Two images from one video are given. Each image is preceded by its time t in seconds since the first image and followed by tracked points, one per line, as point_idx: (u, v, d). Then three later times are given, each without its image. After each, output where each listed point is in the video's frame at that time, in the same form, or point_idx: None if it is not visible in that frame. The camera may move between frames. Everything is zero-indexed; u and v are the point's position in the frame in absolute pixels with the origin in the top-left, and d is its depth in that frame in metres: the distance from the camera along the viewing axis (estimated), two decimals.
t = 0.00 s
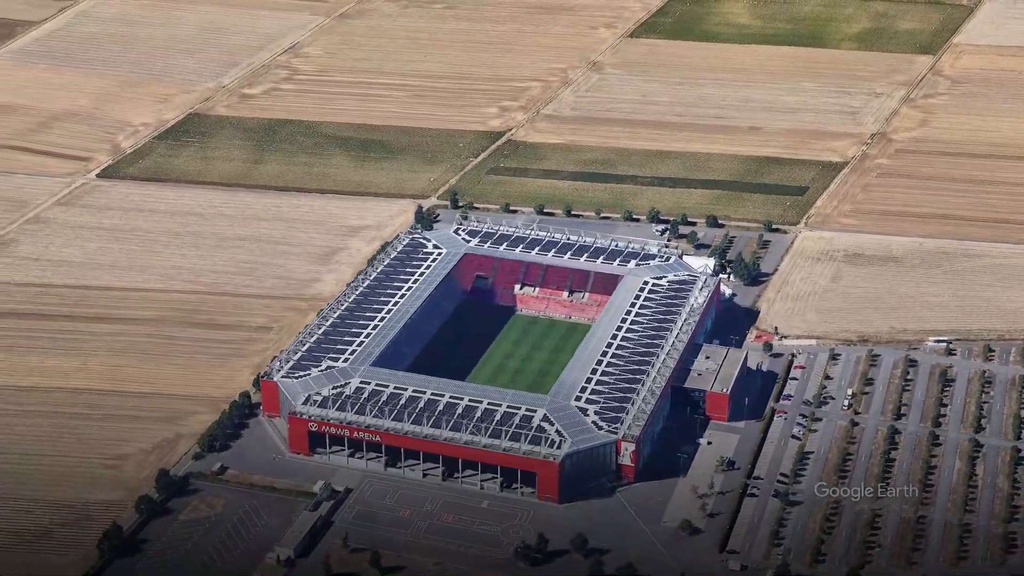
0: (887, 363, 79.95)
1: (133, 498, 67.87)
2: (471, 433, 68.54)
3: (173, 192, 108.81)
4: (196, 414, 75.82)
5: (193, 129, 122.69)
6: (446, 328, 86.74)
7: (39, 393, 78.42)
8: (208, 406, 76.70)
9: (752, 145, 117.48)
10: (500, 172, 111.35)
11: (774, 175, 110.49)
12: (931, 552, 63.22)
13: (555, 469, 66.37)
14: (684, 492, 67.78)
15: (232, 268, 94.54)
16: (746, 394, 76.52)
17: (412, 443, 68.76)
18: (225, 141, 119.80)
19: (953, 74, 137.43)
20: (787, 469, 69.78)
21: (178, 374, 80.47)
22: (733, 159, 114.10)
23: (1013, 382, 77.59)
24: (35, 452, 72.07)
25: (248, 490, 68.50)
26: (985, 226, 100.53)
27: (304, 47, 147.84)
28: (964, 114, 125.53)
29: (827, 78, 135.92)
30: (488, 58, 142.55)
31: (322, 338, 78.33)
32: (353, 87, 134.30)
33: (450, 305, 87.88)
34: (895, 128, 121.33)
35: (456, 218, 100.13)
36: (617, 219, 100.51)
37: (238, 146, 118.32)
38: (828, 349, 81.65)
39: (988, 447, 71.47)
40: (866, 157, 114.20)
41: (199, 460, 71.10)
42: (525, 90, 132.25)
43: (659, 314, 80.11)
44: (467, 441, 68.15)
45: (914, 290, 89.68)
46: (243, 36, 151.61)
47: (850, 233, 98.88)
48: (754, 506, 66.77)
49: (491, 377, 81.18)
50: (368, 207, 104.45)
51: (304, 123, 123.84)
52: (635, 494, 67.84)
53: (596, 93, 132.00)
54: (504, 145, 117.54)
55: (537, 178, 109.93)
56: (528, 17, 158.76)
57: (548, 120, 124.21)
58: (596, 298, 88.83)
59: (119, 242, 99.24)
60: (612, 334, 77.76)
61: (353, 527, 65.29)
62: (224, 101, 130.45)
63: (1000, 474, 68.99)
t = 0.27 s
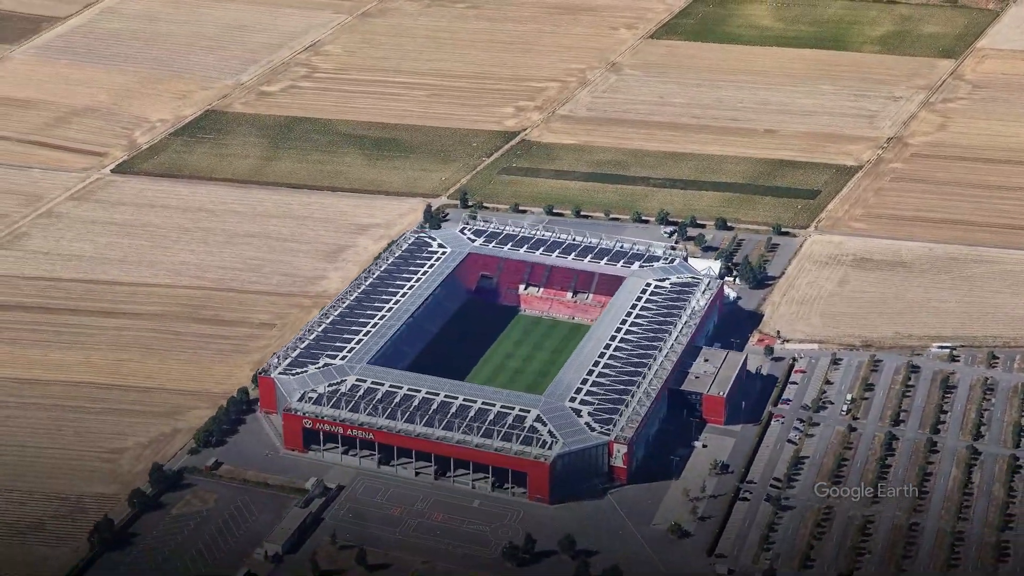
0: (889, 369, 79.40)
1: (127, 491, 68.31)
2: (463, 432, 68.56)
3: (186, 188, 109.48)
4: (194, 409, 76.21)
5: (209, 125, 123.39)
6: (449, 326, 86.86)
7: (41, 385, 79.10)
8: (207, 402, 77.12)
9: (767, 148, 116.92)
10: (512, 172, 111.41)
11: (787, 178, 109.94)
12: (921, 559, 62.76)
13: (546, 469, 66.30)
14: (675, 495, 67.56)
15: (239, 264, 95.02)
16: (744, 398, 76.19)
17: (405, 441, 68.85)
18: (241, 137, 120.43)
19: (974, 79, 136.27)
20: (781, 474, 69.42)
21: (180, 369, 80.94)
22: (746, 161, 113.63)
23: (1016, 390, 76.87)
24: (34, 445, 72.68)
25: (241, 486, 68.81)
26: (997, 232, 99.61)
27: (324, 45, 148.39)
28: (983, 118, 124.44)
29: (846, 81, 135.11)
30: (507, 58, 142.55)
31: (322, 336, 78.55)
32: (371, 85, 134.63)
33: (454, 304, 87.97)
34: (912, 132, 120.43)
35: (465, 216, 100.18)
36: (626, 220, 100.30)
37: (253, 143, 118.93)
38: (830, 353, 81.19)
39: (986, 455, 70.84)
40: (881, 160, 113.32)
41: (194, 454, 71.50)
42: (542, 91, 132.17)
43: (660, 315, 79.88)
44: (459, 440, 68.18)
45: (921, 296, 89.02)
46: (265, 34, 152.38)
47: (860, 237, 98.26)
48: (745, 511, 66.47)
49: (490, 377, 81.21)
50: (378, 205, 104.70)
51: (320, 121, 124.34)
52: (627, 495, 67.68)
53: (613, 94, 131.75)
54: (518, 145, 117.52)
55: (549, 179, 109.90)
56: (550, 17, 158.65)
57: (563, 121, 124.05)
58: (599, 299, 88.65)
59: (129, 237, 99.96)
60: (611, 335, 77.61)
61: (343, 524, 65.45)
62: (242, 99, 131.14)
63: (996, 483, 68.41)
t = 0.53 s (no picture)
0: (890, 374, 78.84)
1: (121, 484, 68.72)
2: (456, 432, 68.58)
3: (198, 184, 110.10)
4: (193, 404, 76.59)
5: (225, 122, 124.04)
6: (451, 325, 86.93)
7: (44, 378, 79.74)
8: (206, 397, 77.51)
9: (781, 150, 116.32)
10: (524, 171, 111.39)
11: (800, 181, 109.35)
12: (910, 568, 62.34)
13: (537, 470, 66.22)
14: (667, 498, 67.34)
15: (247, 260, 95.45)
16: (742, 402, 75.84)
17: (397, 439, 68.94)
18: (256, 134, 121.01)
19: (995, 83, 135.05)
20: (774, 478, 69.07)
21: (181, 363, 81.39)
22: (760, 164, 113.13)
23: (1017, 398, 76.17)
24: (32, 438, 73.27)
25: (235, 482, 69.13)
26: (1009, 238, 98.63)
27: (344, 44, 148.86)
28: (1002, 123, 123.30)
29: (866, 84, 134.21)
30: (526, 58, 142.51)
31: (322, 334, 78.80)
32: (388, 84, 134.90)
33: (457, 303, 88.05)
34: (929, 137, 119.51)
35: (473, 216, 100.24)
36: (635, 222, 100.09)
37: (268, 140, 119.50)
38: (831, 358, 80.73)
39: (983, 463, 70.24)
40: (896, 165, 112.55)
41: (190, 450, 71.91)
42: (559, 91, 132.03)
43: (660, 317, 79.62)
44: (451, 439, 68.21)
45: (927, 302, 88.35)
46: (287, 32, 153.04)
47: (869, 242, 97.60)
48: (736, 515, 66.18)
49: (489, 376, 81.22)
50: (388, 204, 104.91)
51: (336, 119, 124.77)
52: (618, 497, 67.51)
53: (630, 95, 131.44)
54: (531, 145, 117.44)
55: (560, 179, 109.82)
56: (571, 17, 158.45)
57: (578, 121, 123.84)
58: (603, 300, 88.48)
59: (140, 232, 100.64)
60: (609, 337, 77.42)
61: (333, 521, 65.60)
62: (259, 96, 131.75)
63: (991, 491, 67.82)
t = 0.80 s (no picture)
0: (891, 380, 78.25)
1: (115, 477, 69.17)
2: (448, 430, 68.61)
3: (212, 180, 110.73)
4: (192, 399, 77.01)
5: (242, 119, 124.69)
6: (454, 325, 87.06)
7: (46, 371, 80.43)
8: (206, 392, 77.92)
9: (795, 153, 115.73)
10: (536, 172, 111.36)
11: (812, 184, 108.78)
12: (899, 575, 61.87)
13: (527, 470, 66.16)
14: (658, 500, 67.14)
15: (254, 257, 95.91)
16: (740, 406, 75.52)
17: (390, 438, 69.04)
18: (271, 132, 121.56)
19: (1017, 88, 133.74)
20: (768, 482, 68.73)
21: (183, 359, 81.87)
22: (773, 167, 112.61)
23: (1019, 406, 75.45)
24: (31, 431, 73.91)
25: (228, 477, 69.42)
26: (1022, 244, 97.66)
27: (364, 42, 149.27)
28: (1021, 129, 122.08)
29: (885, 87, 133.25)
30: (545, 58, 142.39)
31: (321, 332, 79.05)
32: (405, 83, 135.14)
33: (460, 303, 88.20)
34: (946, 142, 118.49)
35: (481, 216, 100.34)
36: (643, 224, 99.84)
37: (283, 138, 120.05)
38: (832, 363, 80.23)
39: (980, 471, 69.64)
40: (911, 169, 111.68)
41: (186, 444, 72.27)
42: (576, 91, 131.85)
43: (660, 319, 79.40)
44: (443, 438, 68.25)
45: (934, 307, 87.63)
46: (308, 31, 153.63)
47: (879, 246, 96.94)
48: (727, 518, 65.89)
49: (489, 376, 81.26)
50: (397, 202, 105.15)
51: (351, 118, 125.14)
52: (609, 499, 67.35)
53: (647, 96, 131.09)
54: (545, 145, 117.38)
55: (571, 180, 109.73)
56: (593, 18, 158.21)
57: (593, 122, 123.65)
58: (606, 302, 88.37)
59: (150, 227, 101.32)
60: (608, 338, 77.29)
61: (323, 518, 65.78)
62: (277, 94, 132.36)
63: (986, 500, 67.21)
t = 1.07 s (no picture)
0: (892, 386, 77.66)
1: (110, 470, 69.58)
2: (440, 430, 68.68)
3: (225, 177, 111.29)
4: (191, 394, 77.37)
5: (258, 117, 125.26)
6: (457, 325, 87.06)
7: (50, 365, 81.02)
8: (205, 387, 78.27)
9: (810, 156, 115.10)
10: (548, 172, 111.29)
11: (825, 188, 108.13)
12: None
13: (517, 470, 66.13)
14: (649, 503, 66.96)
15: (262, 253, 96.29)
16: (737, 410, 75.15)
17: (383, 436, 69.17)
18: (287, 129, 122.10)
19: None
20: (760, 487, 68.40)
21: (185, 354, 82.27)
22: (786, 169, 112.02)
23: (1020, 414, 74.72)
24: (31, 423, 74.50)
25: (222, 473, 69.75)
26: None
27: (384, 41, 149.57)
28: None
29: (905, 91, 132.24)
30: (564, 58, 142.19)
31: (321, 330, 79.27)
32: (423, 82, 135.32)
33: (463, 303, 88.19)
34: (963, 147, 117.44)
35: (490, 215, 100.39)
36: (652, 225, 99.55)
37: (298, 136, 120.55)
38: (833, 367, 79.72)
39: (976, 479, 69.02)
40: (926, 174, 110.82)
41: (182, 439, 72.62)
42: (593, 92, 131.61)
43: (660, 321, 79.15)
44: (435, 437, 68.32)
45: (940, 313, 86.91)
46: (329, 29, 154.10)
47: (888, 251, 96.25)
48: (717, 522, 65.62)
49: (488, 376, 81.18)
50: (408, 201, 105.27)
51: (367, 116, 125.49)
52: (600, 500, 67.22)
53: (664, 98, 130.69)
54: (558, 145, 117.23)
55: (583, 180, 109.59)
56: (615, 18, 157.86)
57: (608, 123, 123.41)
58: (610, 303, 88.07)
59: (161, 223, 101.92)
60: (606, 340, 77.11)
61: (313, 514, 65.97)
62: (295, 92, 132.89)
63: (981, 508, 66.60)
